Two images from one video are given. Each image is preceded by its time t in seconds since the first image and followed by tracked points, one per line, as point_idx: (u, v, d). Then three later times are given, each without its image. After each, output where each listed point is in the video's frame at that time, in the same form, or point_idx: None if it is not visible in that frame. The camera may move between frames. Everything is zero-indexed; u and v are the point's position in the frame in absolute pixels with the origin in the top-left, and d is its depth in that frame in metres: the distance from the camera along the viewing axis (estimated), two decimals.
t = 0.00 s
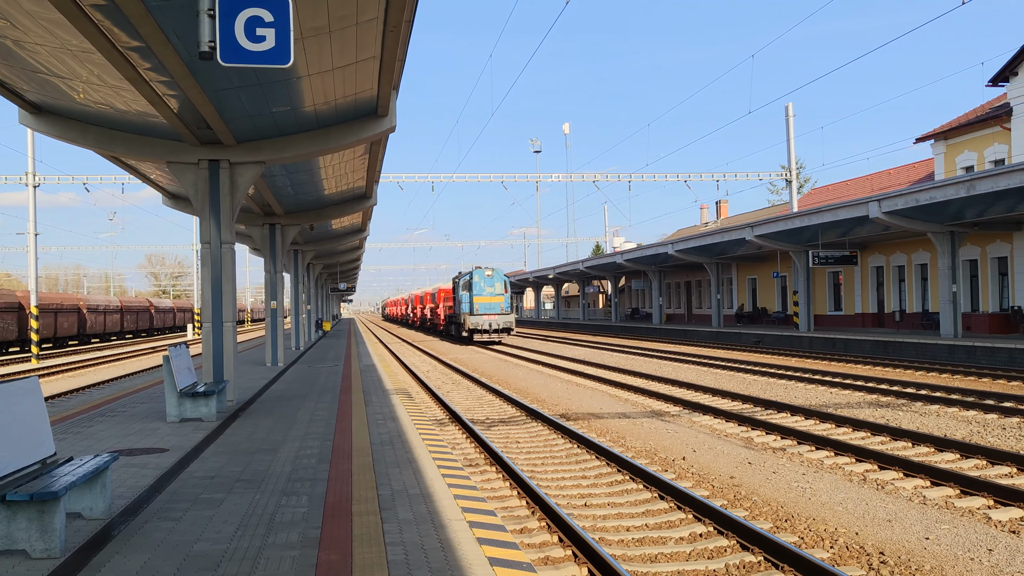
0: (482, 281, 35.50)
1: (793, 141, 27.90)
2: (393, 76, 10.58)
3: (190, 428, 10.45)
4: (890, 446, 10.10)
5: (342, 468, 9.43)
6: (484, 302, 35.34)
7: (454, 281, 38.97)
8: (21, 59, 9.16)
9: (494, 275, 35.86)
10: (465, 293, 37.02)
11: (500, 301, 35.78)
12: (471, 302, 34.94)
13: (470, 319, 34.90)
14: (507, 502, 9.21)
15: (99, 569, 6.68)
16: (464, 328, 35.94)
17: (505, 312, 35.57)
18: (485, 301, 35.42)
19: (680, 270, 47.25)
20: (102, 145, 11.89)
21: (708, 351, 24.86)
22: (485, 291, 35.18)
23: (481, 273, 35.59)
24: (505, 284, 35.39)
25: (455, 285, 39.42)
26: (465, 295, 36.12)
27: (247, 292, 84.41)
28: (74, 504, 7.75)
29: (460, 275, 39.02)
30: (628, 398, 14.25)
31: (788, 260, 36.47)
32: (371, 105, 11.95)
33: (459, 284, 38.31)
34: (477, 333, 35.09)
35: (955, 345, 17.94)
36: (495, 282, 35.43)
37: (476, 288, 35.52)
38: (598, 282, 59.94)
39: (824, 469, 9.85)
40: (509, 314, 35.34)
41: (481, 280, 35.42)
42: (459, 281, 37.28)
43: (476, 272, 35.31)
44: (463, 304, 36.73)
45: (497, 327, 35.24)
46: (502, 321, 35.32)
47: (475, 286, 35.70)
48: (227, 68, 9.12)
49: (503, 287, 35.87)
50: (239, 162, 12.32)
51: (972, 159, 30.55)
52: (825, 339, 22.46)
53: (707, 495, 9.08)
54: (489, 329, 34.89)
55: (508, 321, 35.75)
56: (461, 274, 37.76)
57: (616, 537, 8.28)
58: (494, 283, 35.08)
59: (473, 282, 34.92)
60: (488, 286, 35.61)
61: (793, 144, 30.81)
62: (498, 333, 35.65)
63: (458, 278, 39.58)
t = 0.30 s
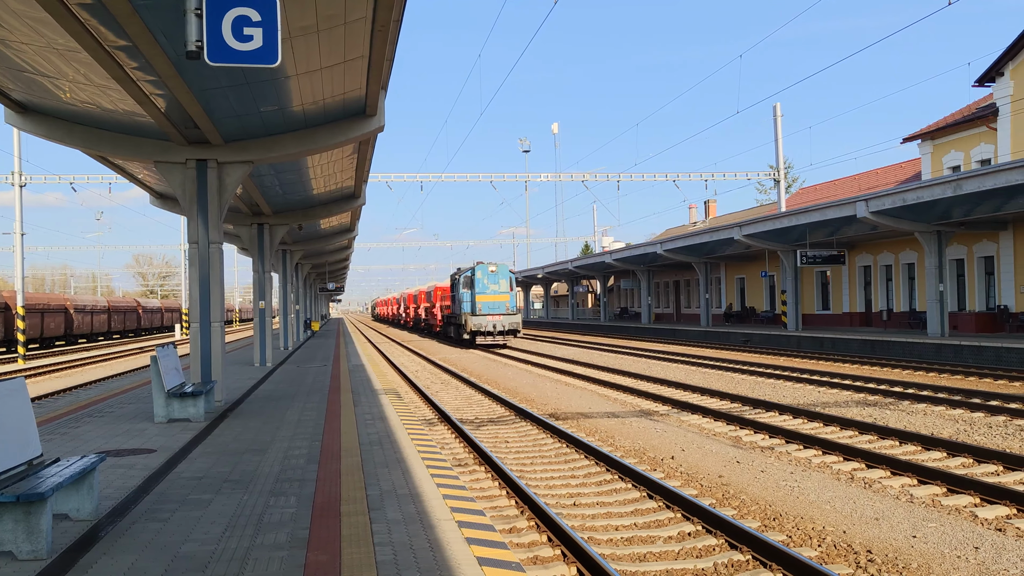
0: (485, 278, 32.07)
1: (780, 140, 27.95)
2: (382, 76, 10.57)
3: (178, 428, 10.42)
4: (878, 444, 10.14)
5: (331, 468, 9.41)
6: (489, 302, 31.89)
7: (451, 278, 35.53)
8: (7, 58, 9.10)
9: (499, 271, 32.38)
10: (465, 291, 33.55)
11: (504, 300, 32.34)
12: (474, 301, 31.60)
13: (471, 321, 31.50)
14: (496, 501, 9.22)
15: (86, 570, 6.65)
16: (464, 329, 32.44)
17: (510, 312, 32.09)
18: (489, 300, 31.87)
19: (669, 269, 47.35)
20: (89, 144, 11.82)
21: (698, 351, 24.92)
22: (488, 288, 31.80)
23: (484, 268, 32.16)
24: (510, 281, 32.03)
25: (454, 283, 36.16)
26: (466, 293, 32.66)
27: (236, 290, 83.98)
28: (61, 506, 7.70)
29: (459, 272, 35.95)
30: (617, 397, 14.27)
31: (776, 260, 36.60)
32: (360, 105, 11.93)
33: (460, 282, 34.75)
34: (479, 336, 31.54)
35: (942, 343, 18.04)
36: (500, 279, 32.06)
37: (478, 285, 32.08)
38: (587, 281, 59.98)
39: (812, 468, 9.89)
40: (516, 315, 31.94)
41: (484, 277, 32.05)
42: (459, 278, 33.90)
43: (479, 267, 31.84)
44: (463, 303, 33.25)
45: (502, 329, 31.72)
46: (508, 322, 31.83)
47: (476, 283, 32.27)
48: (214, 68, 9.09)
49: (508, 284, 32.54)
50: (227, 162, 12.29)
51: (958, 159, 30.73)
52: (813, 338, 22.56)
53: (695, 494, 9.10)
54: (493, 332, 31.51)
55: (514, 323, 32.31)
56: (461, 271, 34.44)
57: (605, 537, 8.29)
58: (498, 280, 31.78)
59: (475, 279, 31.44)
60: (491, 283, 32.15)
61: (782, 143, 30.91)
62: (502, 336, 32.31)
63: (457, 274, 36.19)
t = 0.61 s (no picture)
0: (486, 274, 29.32)
1: (763, 139, 28.03)
2: (364, 74, 10.55)
3: (158, 428, 10.36)
4: (859, 441, 10.20)
5: (312, 468, 9.38)
6: (491, 300, 29.09)
7: (446, 272, 32.60)
8: None
9: (501, 266, 29.56)
10: (463, 288, 30.73)
11: (506, 298, 29.44)
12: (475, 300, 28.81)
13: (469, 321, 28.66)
14: (479, 500, 9.21)
15: (63, 571, 6.61)
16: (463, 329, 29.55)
17: (514, 311, 29.33)
18: (490, 298, 29.12)
19: (652, 268, 47.50)
20: (68, 142, 11.72)
21: (681, 349, 25.02)
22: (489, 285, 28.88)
23: (485, 263, 29.34)
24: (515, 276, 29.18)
25: (451, 279, 33.27)
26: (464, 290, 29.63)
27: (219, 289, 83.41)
28: (40, 506, 7.65)
29: (456, 266, 33.08)
30: (600, 395, 14.30)
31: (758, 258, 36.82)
32: (342, 103, 11.89)
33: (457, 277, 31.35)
34: (479, 337, 28.75)
35: (922, 341, 18.19)
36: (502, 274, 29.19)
37: (478, 281, 29.27)
38: (571, 280, 60.05)
39: (794, 465, 9.94)
40: (521, 313, 29.18)
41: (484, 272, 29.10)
42: (457, 273, 31.03)
43: (479, 261, 29.01)
44: (461, 301, 30.49)
45: (505, 329, 28.98)
46: (511, 322, 29.07)
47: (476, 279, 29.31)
48: (194, 65, 9.05)
49: (511, 280, 29.65)
50: (208, 160, 12.21)
51: (938, 159, 30.96)
52: (795, 335, 22.75)
53: (678, 491, 9.13)
54: (495, 334, 28.65)
55: (518, 323, 29.53)
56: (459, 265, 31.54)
57: (587, 535, 8.31)
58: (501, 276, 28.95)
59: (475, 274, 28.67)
60: (492, 278, 29.39)
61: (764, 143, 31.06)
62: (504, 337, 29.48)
63: (453, 269, 33.29)
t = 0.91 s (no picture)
0: (487, 267, 25.86)
1: (740, 138, 28.19)
2: (340, 71, 10.52)
3: (133, 427, 10.30)
4: (833, 438, 10.28)
5: (288, 466, 9.35)
6: (493, 298, 25.75)
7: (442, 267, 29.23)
8: None
9: (504, 258, 26.12)
10: (459, 283, 27.34)
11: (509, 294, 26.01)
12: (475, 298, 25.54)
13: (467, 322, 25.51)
14: (456, 498, 9.21)
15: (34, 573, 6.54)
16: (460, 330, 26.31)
17: (518, 309, 25.95)
18: (491, 294, 25.67)
19: (630, 266, 47.67)
20: (40, 139, 11.58)
21: (658, 347, 25.14)
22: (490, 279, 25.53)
23: (486, 256, 25.89)
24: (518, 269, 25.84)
25: (445, 272, 29.79)
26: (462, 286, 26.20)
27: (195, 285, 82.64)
28: (11, 507, 7.56)
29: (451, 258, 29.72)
30: (578, 393, 14.32)
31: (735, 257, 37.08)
32: (318, 100, 11.85)
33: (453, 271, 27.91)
34: (478, 338, 25.52)
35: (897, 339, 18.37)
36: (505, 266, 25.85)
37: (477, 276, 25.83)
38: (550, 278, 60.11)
39: (769, 462, 10.01)
40: (527, 312, 25.89)
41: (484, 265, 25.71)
42: (453, 266, 27.69)
43: (478, 253, 25.51)
44: (457, 297, 27.11)
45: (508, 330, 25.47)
46: (515, 322, 25.72)
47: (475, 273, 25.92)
48: (169, 61, 8.98)
49: (514, 274, 26.25)
50: (184, 157, 12.13)
51: (912, 158, 31.25)
52: (772, 333, 22.91)
53: (654, 489, 9.16)
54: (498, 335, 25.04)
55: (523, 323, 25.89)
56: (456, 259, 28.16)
57: (564, 532, 8.32)
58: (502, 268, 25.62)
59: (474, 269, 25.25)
60: (493, 272, 25.89)
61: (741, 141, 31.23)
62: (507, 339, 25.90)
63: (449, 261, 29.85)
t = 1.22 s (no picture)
0: (491, 258, 22.42)
1: (715, 137, 28.35)
2: (313, 67, 10.48)
3: (103, 426, 10.22)
4: (805, 434, 10.37)
5: (261, 465, 9.31)
6: (501, 295, 22.28)
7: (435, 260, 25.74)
8: None
9: (511, 248, 22.69)
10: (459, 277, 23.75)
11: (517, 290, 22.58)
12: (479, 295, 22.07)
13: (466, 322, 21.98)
14: (430, 496, 9.20)
15: None
16: (459, 333, 22.62)
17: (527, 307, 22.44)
18: (497, 289, 22.21)
19: (605, 264, 47.80)
20: (8, 135, 11.45)
21: (633, 344, 25.26)
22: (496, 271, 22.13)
23: (492, 245, 22.46)
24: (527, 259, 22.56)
25: (439, 265, 26.05)
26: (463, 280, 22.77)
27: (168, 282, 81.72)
28: None
29: (444, 248, 25.93)
30: (553, 390, 14.35)
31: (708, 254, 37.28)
32: (292, 97, 11.80)
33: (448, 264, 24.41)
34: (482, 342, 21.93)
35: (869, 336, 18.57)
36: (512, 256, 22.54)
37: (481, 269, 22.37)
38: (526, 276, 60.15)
39: (742, 458, 10.08)
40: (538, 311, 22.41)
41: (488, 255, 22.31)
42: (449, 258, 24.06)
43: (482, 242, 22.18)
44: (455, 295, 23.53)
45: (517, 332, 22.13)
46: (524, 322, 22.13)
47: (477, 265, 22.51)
48: (141, 56, 8.90)
49: (523, 267, 22.85)
50: (155, 153, 12.06)
51: (884, 156, 31.56)
52: (745, 331, 23.09)
53: (628, 485, 9.21)
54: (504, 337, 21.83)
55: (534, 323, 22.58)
56: (452, 249, 24.45)
57: (538, 529, 8.34)
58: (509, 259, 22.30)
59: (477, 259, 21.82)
60: (499, 264, 22.47)
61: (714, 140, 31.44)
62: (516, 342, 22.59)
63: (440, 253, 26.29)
